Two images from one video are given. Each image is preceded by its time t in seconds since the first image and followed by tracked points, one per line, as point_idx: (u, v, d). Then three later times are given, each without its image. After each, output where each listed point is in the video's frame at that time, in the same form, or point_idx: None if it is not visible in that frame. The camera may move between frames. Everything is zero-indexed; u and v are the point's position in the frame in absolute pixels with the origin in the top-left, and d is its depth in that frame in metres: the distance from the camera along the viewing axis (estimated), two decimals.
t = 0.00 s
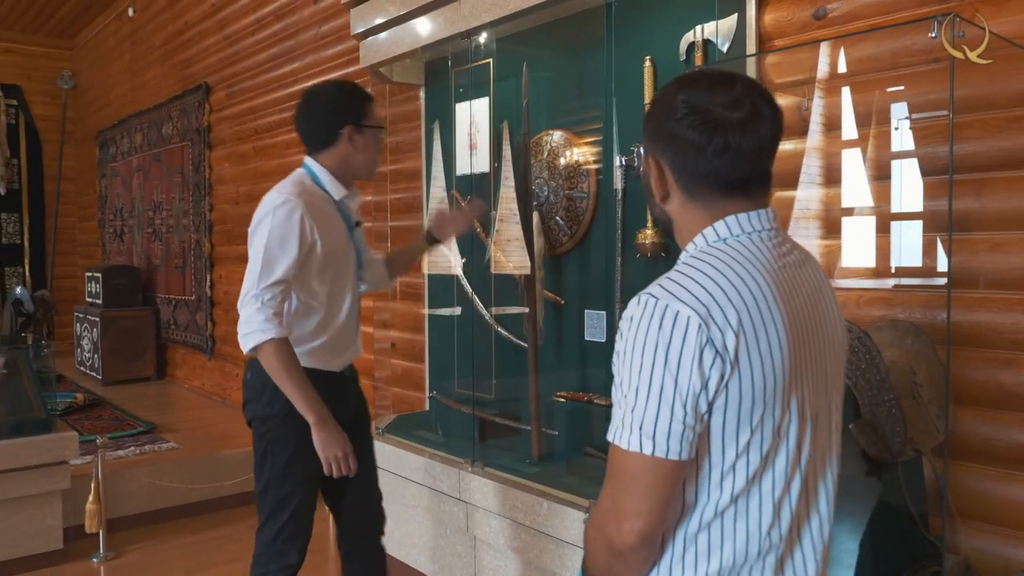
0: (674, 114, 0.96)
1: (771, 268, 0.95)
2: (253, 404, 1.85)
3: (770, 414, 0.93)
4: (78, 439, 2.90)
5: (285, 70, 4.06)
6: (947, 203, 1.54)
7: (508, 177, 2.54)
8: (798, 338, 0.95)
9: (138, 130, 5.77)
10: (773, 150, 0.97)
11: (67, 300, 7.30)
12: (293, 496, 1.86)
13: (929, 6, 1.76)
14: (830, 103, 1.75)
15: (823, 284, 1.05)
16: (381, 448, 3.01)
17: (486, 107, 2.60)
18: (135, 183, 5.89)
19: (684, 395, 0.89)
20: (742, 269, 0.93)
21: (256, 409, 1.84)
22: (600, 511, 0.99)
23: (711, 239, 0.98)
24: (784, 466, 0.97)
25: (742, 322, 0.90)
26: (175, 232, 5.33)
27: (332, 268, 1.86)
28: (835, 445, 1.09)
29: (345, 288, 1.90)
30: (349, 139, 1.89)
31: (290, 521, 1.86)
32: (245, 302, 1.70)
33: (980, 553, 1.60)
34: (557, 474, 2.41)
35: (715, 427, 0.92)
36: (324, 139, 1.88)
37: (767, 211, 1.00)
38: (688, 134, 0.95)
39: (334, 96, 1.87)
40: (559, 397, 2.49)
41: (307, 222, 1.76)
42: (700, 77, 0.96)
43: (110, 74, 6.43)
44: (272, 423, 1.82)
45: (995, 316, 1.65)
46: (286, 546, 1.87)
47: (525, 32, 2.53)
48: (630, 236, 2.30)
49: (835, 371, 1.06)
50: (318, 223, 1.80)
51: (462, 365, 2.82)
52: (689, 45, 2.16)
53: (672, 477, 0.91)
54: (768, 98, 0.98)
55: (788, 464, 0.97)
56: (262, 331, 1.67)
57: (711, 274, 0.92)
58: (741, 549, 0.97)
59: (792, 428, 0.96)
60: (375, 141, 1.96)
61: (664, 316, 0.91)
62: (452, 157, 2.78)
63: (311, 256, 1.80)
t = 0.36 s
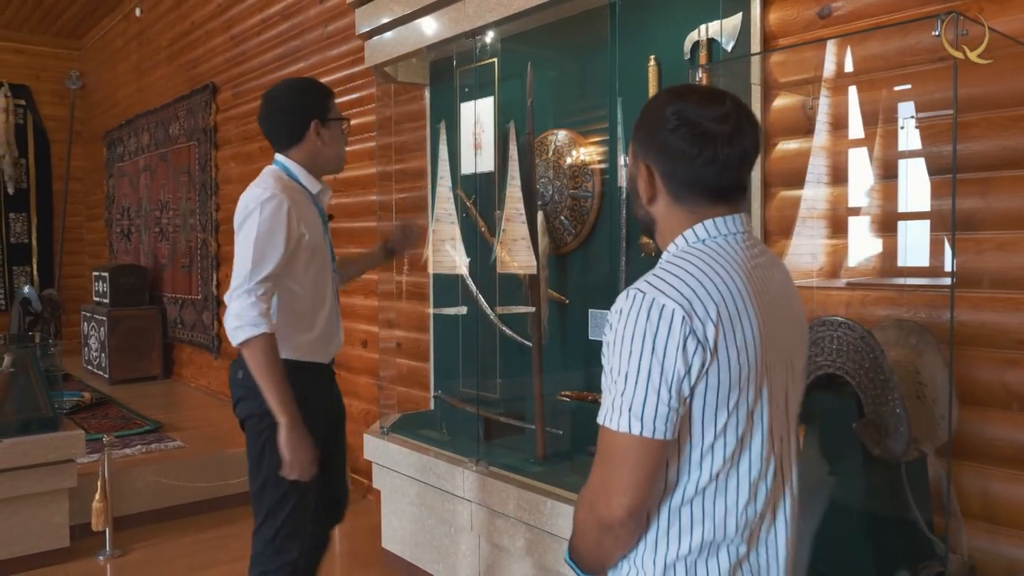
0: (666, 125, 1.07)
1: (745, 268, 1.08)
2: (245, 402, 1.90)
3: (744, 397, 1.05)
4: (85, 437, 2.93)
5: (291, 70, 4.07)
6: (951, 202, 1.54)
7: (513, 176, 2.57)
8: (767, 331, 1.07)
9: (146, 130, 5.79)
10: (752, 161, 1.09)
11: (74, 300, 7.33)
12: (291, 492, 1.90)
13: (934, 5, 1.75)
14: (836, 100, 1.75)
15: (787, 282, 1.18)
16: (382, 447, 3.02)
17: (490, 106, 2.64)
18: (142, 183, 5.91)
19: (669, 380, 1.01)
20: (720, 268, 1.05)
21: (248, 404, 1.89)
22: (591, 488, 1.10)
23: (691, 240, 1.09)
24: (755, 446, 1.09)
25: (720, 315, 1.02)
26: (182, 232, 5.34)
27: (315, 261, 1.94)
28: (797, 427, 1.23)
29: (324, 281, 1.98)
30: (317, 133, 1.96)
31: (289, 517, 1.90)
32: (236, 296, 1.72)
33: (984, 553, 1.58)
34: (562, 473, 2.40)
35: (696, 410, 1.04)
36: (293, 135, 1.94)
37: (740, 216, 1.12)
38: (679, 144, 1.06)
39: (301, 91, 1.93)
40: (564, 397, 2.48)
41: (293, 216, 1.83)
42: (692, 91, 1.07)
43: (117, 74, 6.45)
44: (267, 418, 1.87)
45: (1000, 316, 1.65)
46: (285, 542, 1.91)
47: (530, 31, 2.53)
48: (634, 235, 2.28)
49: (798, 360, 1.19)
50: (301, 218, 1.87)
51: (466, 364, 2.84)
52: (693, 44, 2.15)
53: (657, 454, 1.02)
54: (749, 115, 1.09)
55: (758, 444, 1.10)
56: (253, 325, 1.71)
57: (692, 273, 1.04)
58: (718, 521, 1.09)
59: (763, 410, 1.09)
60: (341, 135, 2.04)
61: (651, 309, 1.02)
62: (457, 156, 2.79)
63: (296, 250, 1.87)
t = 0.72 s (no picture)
0: (663, 134, 1.14)
1: (742, 263, 1.16)
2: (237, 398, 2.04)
3: (743, 379, 1.14)
4: (91, 437, 2.93)
5: (298, 70, 4.07)
6: (961, 202, 1.55)
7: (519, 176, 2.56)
8: (761, 318, 1.16)
9: (152, 130, 5.79)
10: (739, 172, 1.16)
11: (80, 299, 7.34)
12: (283, 486, 2.06)
13: (944, 4, 1.75)
14: (842, 100, 1.76)
15: (768, 277, 1.28)
16: (387, 447, 3.03)
17: (497, 106, 2.61)
18: (148, 182, 5.92)
19: (684, 360, 1.07)
20: (723, 262, 1.13)
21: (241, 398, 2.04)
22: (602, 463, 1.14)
23: (693, 236, 1.16)
24: (749, 425, 1.17)
25: (726, 302, 1.10)
26: (188, 231, 5.35)
27: (296, 264, 2.07)
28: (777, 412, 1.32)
29: (309, 282, 2.11)
30: (304, 142, 2.11)
31: (282, 509, 2.06)
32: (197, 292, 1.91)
33: (994, 556, 1.59)
34: (569, 473, 2.39)
35: (704, 388, 1.11)
36: (282, 145, 2.09)
37: (735, 218, 1.21)
38: (675, 151, 1.13)
39: (290, 100, 2.08)
40: (571, 396, 2.48)
41: (271, 220, 1.98)
42: (687, 104, 1.15)
43: (123, 74, 6.46)
44: (261, 414, 2.03)
45: (1011, 317, 1.64)
46: (280, 533, 2.07)
47: (536, 32, 2.52)
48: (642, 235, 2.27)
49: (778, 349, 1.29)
50: (281, 222, 2.01)
51: (473, 364, 2.83)
52: (701, 44, 2.15)
53: (672, 429, 1.08)
54: (739, 127, 1.17)
55: (752, 423, 1.18)
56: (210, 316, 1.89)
57: (699, 264, 1.11)
58: (716, 494, 1.16)
59: (756, 392, 1.17)
60: (330, 143, 2.17)
61: (666, 295, 1.09)
62: (463, 155, 2.79)
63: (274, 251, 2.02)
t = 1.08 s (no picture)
0: (658, 139, 1.19)
1: (722, 258, 1.19)
2: (225, 392, 2.24)
3: (720, 367, 1.16)
4: (99, 437, 2.93)
5: (304, 70, 4.07)
6: (982, 203, 1.56)
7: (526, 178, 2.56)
8: (742, 311, 1.18)
9: (158, 130, 5.80)
10: (730, 176, 1.21)
11: (86, 299, 7.35)
12: (272, 475, 2.25)
13: (958, 3, 1.74)
14: (854, 100, 1.78)
15: (760, 274, 1.29)
16: (396, 448, 3.03)
17: (505, 106, 2.62)
18: (154, 182, 5.93)
19: (656, 347, 1.11)
20: (699, 256, 1.16)
21: (228, 393, 2.23)
22: (586, 445, 1.20)
23: (679, 236, 1.20)
24: (729, 413, 1.19)
25: (701, 293, 1.13)
26: (193, 231, 5.35)
27: (276, 264, 2.25)
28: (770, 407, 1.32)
29: (292, 281, 2.28)
30: (292, 150, 2.29)
31: (272, 497, 2.25)
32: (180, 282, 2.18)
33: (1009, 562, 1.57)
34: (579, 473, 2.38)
35: (679, 376, 1.14)
36: (271, 152, 2.27)
37: (724, 219, 1.24)
38: (668, 156, 1.19)
39: (280, 110, 2.25)
40: (579, 396, 2.45)
41: (249, 222, 2.18)
42: (681, 112, 1.20)
43: (129, 74, 6.46)
44: (248, 408, 2.21)
45: None
46: (273, 519, 2.26)
47: (546, 31, 2.52)
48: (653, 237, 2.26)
49: (770, 344, 1.29)
50: (260, 223, 2.21)
51: (481, 364, 2.83)
52: (711, 43, 2.15)
53: (646, 412, 1.13)
54: (731, 135, 1.22)
55: (732, 412, 1.19)
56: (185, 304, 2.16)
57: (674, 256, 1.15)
58: (696, 479, 1.18)
59: (737, 383, 1.19)
60: (319, 150, 2.34)
61: (641, 287, 1.14)
62: (470, 155, 2.79)
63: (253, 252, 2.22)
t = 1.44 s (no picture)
0: (631, 146, 1.25)
1: (675, 262, 1.23)
2: (221, 388, 2.27)
3: (665, 369, 1.20)
4: (110, 437, 2.93)
5: (312, 70, 4.07)
6: (1005, 203, 1.57)
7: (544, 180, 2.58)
8: (692, 315, 1.21)
9: (163, 130, 5.80)
10: (702, 179, 1.26)
11: (91, 299, 7.36)
12: (264, 469, 2.27)
13: (977, 5, 1.73)
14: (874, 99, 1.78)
15: (733, 278, 1.30)
16: (406, 448, 3.02)
17: (516, 106, 2.60)
18: (160, 183, 5.93)
19: (594, 349, 1.19)
20: (649, 261, 1.21)
21: (224, 390, 2.26)
22: (546, 438, 1.30)
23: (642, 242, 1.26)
24: (678, 413, 1.23)
25: (643, 298, 1.18)
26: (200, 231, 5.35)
27: (270, 261, 2.29)
28: (740, 409, 1.34)
29: (287, 278, 2.33)
30: (282, 150, 2.31)
31: (263, 490, 2.28)
32: (187, 289, 2.22)
33: None
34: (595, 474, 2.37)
35: (621, 377, 1.21)
36: (261, 154, 2.29)
37: (692, 225, 1.28)
38: (642, 162, 1.24)
39: (267, 112, 2.27)
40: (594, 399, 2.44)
41: (241, 223, 2.22)
42: (653, 118, 1.25)
43: (135, 75, 6.47)
44: (243, 404, 2.24)
45: None
46: (262, 510, 2.29)
47: (560, 31, 2.52)
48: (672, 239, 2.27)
49: (740, 345, 1.30)
50: (252, 223, 2.24)
51: (492, 366, 2.81)
52: (725, 44, 2.12)
53: (588, 408, 1.21)
54: (704, 136, 1.27)
55: (681, 412, 1.23)
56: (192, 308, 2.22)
57: (623, 263, 1.21)
58: (643, 474, 1.25)
59: (686, 386, 1.23)
60: (309, 149, 2.35)
61: (588, 292, 1.20)
62: (484, 156, 2.78)
63: (248, 251, 2.26)
